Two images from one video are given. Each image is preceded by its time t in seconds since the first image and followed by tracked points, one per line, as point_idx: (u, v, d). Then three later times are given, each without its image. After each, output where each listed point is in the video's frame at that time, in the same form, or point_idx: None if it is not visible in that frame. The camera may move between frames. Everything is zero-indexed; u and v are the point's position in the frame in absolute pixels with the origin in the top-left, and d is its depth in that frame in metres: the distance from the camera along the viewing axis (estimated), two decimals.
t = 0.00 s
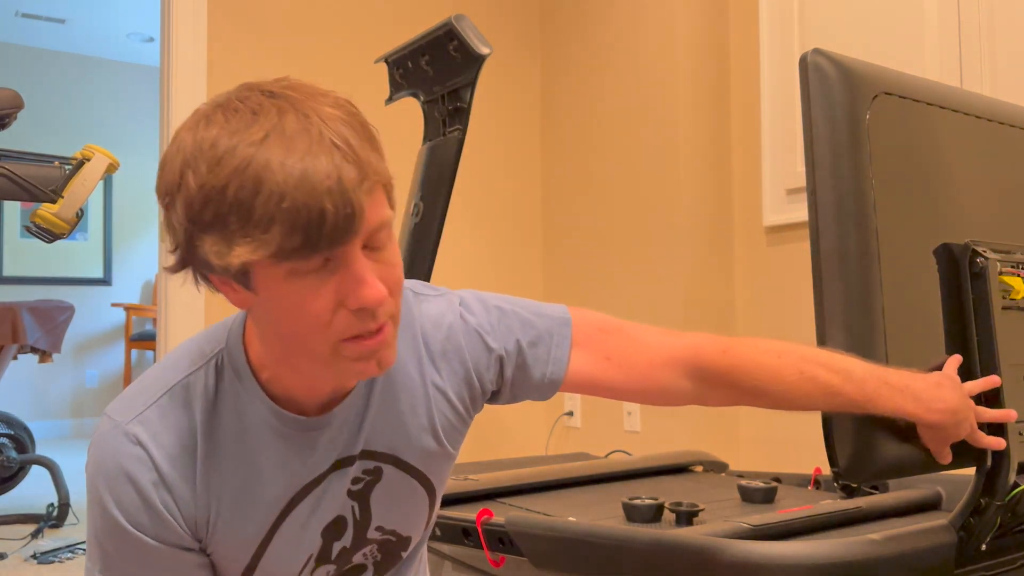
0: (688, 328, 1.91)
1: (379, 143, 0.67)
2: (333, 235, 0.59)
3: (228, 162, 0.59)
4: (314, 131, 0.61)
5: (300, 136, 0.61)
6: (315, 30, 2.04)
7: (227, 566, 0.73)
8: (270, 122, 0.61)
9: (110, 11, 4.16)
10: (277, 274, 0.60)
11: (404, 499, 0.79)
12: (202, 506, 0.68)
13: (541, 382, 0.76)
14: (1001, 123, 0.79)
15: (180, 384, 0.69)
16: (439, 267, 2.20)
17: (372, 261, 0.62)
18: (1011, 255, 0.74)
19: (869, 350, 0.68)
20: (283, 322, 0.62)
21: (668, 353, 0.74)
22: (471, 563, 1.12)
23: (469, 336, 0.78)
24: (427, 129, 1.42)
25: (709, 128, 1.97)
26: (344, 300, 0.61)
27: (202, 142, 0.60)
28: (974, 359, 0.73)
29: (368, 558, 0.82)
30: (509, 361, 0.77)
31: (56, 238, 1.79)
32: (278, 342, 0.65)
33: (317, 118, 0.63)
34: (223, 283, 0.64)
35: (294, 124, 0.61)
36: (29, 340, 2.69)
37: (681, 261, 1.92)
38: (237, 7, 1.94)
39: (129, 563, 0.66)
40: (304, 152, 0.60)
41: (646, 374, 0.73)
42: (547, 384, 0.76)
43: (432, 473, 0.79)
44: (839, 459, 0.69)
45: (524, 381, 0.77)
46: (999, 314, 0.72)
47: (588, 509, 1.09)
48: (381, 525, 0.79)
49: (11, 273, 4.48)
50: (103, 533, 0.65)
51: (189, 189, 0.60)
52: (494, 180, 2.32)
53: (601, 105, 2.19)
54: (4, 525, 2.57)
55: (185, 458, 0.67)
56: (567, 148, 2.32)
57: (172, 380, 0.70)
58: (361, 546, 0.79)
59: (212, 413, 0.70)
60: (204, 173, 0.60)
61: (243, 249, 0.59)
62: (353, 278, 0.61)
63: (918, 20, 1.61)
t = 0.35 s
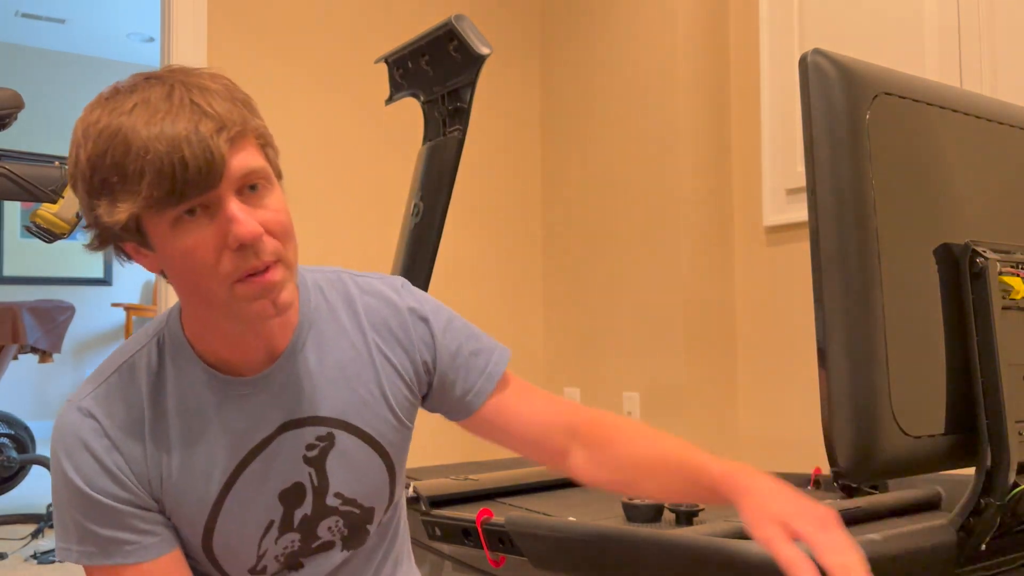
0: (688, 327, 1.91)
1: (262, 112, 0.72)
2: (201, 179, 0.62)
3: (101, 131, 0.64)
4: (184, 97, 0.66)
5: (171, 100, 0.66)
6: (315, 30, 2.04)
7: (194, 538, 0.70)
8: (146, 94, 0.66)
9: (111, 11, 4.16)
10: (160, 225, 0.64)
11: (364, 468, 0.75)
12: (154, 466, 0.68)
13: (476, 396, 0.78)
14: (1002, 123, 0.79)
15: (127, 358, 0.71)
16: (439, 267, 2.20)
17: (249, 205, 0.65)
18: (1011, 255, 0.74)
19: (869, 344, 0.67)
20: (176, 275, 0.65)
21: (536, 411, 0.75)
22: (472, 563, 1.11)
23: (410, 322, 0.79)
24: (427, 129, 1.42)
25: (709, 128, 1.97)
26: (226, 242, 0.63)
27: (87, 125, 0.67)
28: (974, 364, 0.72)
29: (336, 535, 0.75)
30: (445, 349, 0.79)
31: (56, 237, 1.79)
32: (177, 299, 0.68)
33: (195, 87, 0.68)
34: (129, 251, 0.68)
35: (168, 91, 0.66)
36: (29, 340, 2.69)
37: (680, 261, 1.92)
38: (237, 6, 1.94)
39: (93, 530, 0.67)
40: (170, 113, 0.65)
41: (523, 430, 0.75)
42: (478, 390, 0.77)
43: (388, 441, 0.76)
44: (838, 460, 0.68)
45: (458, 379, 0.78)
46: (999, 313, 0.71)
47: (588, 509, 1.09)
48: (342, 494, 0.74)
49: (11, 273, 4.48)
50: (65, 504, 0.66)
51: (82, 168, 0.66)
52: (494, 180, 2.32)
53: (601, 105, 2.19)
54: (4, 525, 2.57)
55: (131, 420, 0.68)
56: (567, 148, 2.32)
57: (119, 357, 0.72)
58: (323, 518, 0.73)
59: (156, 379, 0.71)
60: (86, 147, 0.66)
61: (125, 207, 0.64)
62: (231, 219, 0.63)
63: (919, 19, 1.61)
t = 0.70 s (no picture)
0: (688, 328, 1.91)
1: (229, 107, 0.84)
2: (198, 160, 0.75)
3: (105, 113, 0.74)
4: (175, 86, 0.78)
5: (163, 89, 0.77)
6: (315, 30, 2.05)
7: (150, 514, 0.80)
8: (139, 82, 0.77)
9: (111, 11, 4.16)
10: (153, 201, 0.75)
11: (310, 448, 0.86)
12: (111, 440, 0.79)
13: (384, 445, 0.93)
14: (1002, 123, 0.79)
15: (87, 350, 0.83)
16: (439, 267, 2.20)
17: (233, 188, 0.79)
18: (1010, 255, 0.74)
19: (870, 344, 0.67)
20: (164, 245, 0.76)
21: (400, 499, 0.93)
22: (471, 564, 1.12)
23: (348, 334, 0.93)
24: (427, 129, 1.42)
25: (708, 128, 1.98)
26: (215, 218, 0.77)
27: (78, 107, 0.76)
28: (974, 365, 0.72)
29: (285, 513, 0.85)
30: (374, 362, 0.94)
31: (56, 238, 1.79)
32: (160, 269, 0.78)
33: (178, 79, 0.80)
34: (107, 225, 0.78)
35: (159, 81, 0.78)
36: (30, 340, 2.69)
37: (680, 261, 1.93)
38: (238, 7, 1.94)
39: (53, 501, 0.76)
40: (169, 99, 0.76)
41: (382, 511, 0.93)
42: (392, 417, 0.93)
43: (332, 424, 0.88)
44: (838, 458, 0.68)
45: (378, 400, 0.93)
46: (999, 314, 0.71)
47: (588, 509, 1.09)
48: (290, 473, 0.85)
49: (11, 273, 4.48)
50: (29, 477, 0.77)
51: (72, 145, 0.75)
52: (494, 180, 2.33)
53: (601, 105, 2.19)
54: (4, 525, 2.57)
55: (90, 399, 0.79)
56: (567, 148, 2.32)
57: (83, 348, 0.84)
58: (272, 496, 0.84)
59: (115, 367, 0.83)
60: (85, 125, 0.74)
61: (125, 180, 0.74)
62: (220, 200, 0.77)
63: (919, 20, 1.61)
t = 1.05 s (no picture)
0: (688, 327, 1.91)
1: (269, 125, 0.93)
2: (273, 164, 0.84)
3: (202, 111, 0.80)
4: (254, 97, 0.86)
5: (245, 96, 0.85)
6: (315, 30, 2.05)
7: (159, 496, 0.81)
8: (225, 87, 0.85)
9: (111, 11, 4.16)
10: (228, 192, 0.82)
11: (308, 436, 0.91)
12: (127, 420, 0.81)
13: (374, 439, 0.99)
14: (1001, 123, 0.79)
15: (98, 332, 0.85)
16: (439, 268, 2.20)
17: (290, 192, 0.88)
18: (1010, 255, 0.74)
19: (869, 343, 0.67)
20: (227, 234, 0.83)
21: (392, 492, 0.97)
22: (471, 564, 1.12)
23: (339, 334, 1.01)
24: (427, 129, 1.42)
25: (708, 128, 1.98)
26: (275, 216, 0.85)
27: (165, 96, 0.81)
28: (974, 365, 0.72)
29: (283, 498, 0.89)
30: (364, 361, 1.01)
31: (56, 238, 1.80)
32: (217, 256, 0.84)
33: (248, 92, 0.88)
34: (165, 211, 0.82)
35: (238, 90, 0.86)
36: (30, 340, 2.69)
37: (680, 261, 1.93)
38: (237, 6, 1.94)
39: (67, 479, 0.77)
40: (253, 107, 0.85)
41: (376, 507, 0.97)
42: (382, 412, 1.00)
43: (328, 414, 0.94)
44: (838, 458, 0.68)
45: (368, 395, 1.00)
46: (999, 314, 0.71)
47: (589, 509, 1.08)
48: (290, 459, 0.89)
49: (11, 273, 4.48)
50: (42, 454, 0.77)
51: (157, 128, 0.80)
52: (494, 180, 2.33)
53: (600, 105, 2.19)
54: (4, 525, 2.57)
55: (108, 380, 0.81)
56: (567, 148, 2.32)
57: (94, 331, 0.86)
58: (274, 481, 0.87)
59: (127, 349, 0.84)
60: (179, 117, 0.80)
61: (212, 169, 0.80)
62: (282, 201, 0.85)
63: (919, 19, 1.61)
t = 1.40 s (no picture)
0: (688, 327, 1.91)
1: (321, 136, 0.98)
2: (335, 171, 0.89)
3: (276, 116, 0.85)
4: (321, 109, 0.92)
5: (312, 108, 0.91)
6: (315, 30, 2.05)
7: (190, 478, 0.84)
8: (295, 97, 0.90)
9: (111, 11, 4.16)
10: (292, 192, 0.86)
11: (339, 431, 0.92)
12: (165, 401, 0.84)
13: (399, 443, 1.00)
14: (1001, 123, 0.79)
15: (145, 317, 0.88)
16: (439, 268, 2.20)
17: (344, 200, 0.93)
18: (1010, 255, 0.74)
19: (869, 343, 0.67)
20: (286, 233, 0.87)
21: (416, 495, 0.97)
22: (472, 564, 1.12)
23: (378, 338, 1.02)
24: (427, 129, 1.42)
25: (708, 128, 1.98)
26: (331, 221, 0.89)
27: (241, 100, 0.86)
28: (973, 365, 0.72)
29: (308, 490, 0.91)
30: (401, 365, 1.03)
31: (57, 238, 1.80)
32: (273, 253, 0.87)
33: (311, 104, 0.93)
34: (228, 208, 0.86)
35: (306, 101, 0.91)
36: (30, 340, 2.69)
37: (680, 261, 1.93)
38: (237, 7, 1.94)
39: (104, 453, 0.80)
40: (319, 119, 0.90)
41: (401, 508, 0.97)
42: (414, 418, 1.01)
43: (360, 412, 0.95)
44: (838, 458, 0.68)
45: (402, 400, 1.01)
46: (999, 314, 0.71)
47: (588, 509, 1.08)
48: (319, 453, 0.91)
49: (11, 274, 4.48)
50: (84, 427, 0.81)
51: (233, 129, 0.84)
52: (494, 180, 2.33)
53: (600, 105, 2.19)
54: (4, 525, 2.57)
55: (151, 361, 0.84)
56: (567, 148, 2.32)
57: (144, 316, 0.89)
58: (301, 472, 0.89)
59: (171, 334, 0.87)
60: (255, 121, 0.84)
61: (281, 170, 0.85)
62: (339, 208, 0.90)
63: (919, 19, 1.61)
